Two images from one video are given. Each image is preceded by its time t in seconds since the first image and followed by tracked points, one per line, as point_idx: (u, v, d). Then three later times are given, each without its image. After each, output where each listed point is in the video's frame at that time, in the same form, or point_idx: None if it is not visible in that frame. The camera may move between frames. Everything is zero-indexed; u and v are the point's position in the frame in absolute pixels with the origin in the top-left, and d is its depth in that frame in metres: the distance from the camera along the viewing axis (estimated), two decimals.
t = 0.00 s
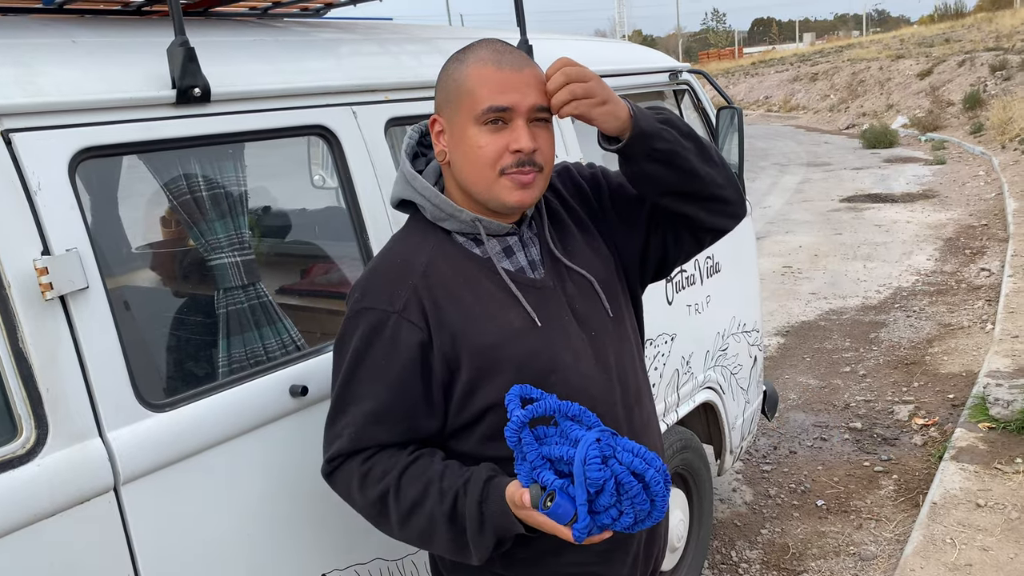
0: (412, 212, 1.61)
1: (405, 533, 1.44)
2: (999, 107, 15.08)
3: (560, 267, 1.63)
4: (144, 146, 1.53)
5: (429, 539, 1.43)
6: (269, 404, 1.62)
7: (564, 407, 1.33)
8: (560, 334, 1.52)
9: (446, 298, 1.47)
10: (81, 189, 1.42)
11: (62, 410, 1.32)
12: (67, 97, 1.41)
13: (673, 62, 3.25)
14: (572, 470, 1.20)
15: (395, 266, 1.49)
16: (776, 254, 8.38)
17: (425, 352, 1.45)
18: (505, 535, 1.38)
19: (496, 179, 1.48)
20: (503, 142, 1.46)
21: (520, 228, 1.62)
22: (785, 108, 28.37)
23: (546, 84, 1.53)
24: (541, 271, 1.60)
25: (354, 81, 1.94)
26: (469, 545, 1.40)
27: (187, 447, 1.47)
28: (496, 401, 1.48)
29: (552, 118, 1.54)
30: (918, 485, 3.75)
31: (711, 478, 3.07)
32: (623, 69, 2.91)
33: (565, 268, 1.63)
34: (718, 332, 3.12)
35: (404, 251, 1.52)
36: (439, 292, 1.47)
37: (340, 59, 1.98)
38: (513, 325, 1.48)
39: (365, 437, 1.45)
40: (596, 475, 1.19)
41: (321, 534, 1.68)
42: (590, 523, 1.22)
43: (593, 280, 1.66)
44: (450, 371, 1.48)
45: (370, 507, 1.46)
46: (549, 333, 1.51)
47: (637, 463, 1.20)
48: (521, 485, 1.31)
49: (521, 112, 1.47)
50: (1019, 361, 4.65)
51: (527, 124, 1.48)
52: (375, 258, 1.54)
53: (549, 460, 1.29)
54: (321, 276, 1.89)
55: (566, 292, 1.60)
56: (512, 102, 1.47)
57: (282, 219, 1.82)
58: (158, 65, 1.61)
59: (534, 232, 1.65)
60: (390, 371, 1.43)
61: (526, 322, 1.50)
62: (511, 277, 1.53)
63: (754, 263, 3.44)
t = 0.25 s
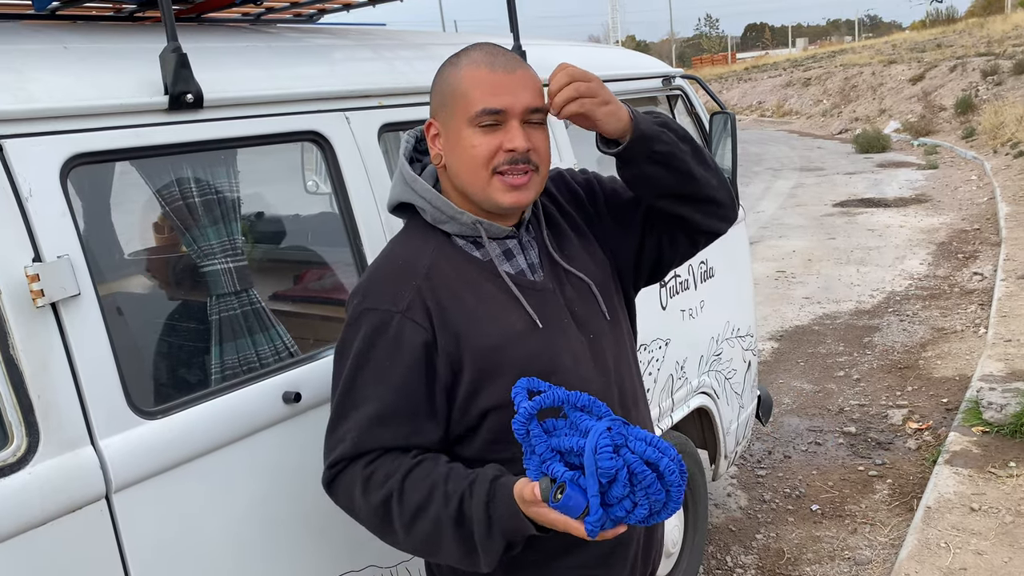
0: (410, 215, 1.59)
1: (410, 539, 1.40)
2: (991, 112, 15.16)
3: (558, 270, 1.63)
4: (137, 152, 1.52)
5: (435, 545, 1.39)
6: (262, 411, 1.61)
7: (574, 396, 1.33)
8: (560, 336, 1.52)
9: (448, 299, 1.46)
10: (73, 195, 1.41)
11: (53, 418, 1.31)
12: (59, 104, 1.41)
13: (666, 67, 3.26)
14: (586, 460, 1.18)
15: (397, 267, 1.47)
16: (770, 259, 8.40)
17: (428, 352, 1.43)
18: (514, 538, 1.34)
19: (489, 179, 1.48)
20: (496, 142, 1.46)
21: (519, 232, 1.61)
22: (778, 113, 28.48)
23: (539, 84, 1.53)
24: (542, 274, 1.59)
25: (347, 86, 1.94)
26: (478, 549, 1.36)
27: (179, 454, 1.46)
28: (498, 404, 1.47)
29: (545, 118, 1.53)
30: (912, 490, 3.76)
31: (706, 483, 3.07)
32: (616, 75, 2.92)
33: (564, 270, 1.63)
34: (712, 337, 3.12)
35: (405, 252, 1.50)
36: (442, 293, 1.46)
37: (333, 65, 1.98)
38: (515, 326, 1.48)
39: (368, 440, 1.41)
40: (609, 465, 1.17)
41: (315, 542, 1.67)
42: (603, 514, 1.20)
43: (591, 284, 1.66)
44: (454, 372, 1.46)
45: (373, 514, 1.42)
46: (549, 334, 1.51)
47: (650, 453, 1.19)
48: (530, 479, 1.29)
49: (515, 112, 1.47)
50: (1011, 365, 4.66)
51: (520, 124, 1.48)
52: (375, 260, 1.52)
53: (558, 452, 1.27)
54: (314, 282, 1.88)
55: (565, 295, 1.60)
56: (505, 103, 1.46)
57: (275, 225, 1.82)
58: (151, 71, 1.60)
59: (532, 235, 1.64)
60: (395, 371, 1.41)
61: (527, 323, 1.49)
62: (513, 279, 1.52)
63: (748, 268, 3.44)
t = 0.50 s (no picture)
0: (405, 218, 1.58)
1: (449, 526, 1.27)
2: (983, 116, 15.24)
3: (554, 271, 1.62)
4: (131, 155, 1.52)
5: (478, 527, 1.26)
6: (257, 415, 1.60)
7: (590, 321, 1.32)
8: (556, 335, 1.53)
9: (448, 297, 1.44)
10: (66, 199, 1.41)
11: (46, 423, 1.30)
12: (53, 107, 1.40)
13: (661, 71, 3.26)
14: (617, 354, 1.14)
15: (394, 267, 1.45)
16: (764, 262, 8.42)
17: (434, 347, 1.39)
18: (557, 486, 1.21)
19: (467, 178, 1.47)
20: (468, 141, 1.45)
21: (513, 233, 1.61)
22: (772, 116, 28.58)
23: (508, 78, 1.51)
24: (538, 275, 1.59)
25: (342, 90, 1.93)
26: (521, 511, 1.23)
27: (173, 459, 1.45)
28: (495, 405, 1.46)
29: (518, 111, 1.52)
30: (907, 492, 3.77)
31: (702, 486, 3.07)
32: (611, 79, 2.93)
33: (559, 270, 1.63)
34: (707, 340, 3.12)
35: (401, 253, 1.48)
36: (442, 291, 1.44)
37: (328, 68, 1.97)
38: (513, 326, 1.48)
39: (389, 437, 1.32)
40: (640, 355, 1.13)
41: (309, 547, 1.66)
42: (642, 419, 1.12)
43: (587, 285, 1.66)
44: (457, 373, 1.43)
45: (406, 511, 1.30)
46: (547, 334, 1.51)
47: (678, 346, 1.16)
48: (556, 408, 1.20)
49: (484, 109, 1.46)
50: (1005, 367, 4.68)
51: (491, 120, 1.47)
52: (369, 265, 1.49)
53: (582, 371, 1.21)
54: (309, 285, 1.89)
55: (561, 295, 1.60)
56: (472, 101, 1.45)
57: (268, 228, 1.80)
58: (145, 74, 1.60)
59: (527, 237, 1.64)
60: (406, 363, 1.35)
61: (525, 323, 1.49)
62: (509, 280, 1.52)
63: (743, 271, 3.45)
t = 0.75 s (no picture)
0: (405, 217, 1.58)
1: (415, 529, 1.22)
2: (976, 118, 15.31)
3: (553, 274, 1.63)
4: (127, 156, 1.51)
5: (443, 531, 1.21)
6: (254, 417, 1.60)
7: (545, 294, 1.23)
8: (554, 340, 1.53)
9: (446, 299, 1.44)
10: (62, 200, 1.40)
11: (42, 426, 1.30)
12: (48, 107, 1.39)
13: (657, 72, 3.27)
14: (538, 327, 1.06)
15: (393, 267, 1.45)
16: (759, 264, 8.44)
17: (430, 349, 1.38)
18: (510, 488, 1.13)
19: (467, 179, 1.47)
20: (467, 143, 1.45)
21: (514, 235, 1.62)
22: (766, 117, 28.64)
23: (506, 79, 1.51)
24: (537, 278, 1.60)
25: (339, 91, 1.93)
26: (477, 513, 1.16)
27: (170, 461, 1.44)
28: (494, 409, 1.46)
29: (516, 111, 1.52)
30: (903, 493, 3.78)
31: (697, 487, 3.07)
32: (607, 80, 2.93)
33: (560, 272, 1.64)
34: (703, 341, 3.13)
35: (401, 254, 1.48)
36: (441, 293, 1.44)
37: (324, 69, 1.97)
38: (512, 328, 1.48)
39: (367, 436, 1.30)
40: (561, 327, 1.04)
41: (306, 549, 1.66)
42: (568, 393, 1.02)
43: (588, 288, 1.67)
44: (455, 375, 1.43)
45: (378, 511, 1.27)
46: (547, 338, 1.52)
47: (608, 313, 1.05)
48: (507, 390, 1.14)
49: (482, 110, 1.46)
50: (999, 368, 4.70)
51: (489, 121, 1.46)
52: (368, 265, 1.49)
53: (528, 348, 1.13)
54: (305, 287, 1.89)
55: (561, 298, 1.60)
56: (471, 102, 1.45)
57: (265, 230, 1.81)
58: (141, 75, 1.59)
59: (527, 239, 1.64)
60: (397, 364, 1.33)
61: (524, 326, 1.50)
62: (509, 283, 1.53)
63: (738, 273, 3.45)
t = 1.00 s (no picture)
0: (407, 214, 1.57)
1: (398, 530, 1.24)
2: (971, 118, 15.36)
3: (555, 276, 1.62)
4: (124, 157, 1.51)
5: (427, 533, 1.22)
6: (251, 419, 1.59)
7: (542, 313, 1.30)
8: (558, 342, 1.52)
9: (449, 297, 1.43)
10: (58, 201, 1.39)
11: (39, 427, 1.29)
12: (44, 107, 1.39)
13: (654, 73, 3.27)
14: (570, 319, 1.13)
15: (397, 263, 1.44)
16: (755, 264, 8.46)
17: (430, 348, 1.38)
18: (505, 491, 1.14)
19: (472, 176, 1.47)
20: (473, 139, 1.45)
21: (518, 236, 1.61)
22: (761, 117, 28.68)
23: (515, 78, 1.51)
24: (540, 280, 1.60)
25: (337, 91, 1.93)
26: (467, 517, 1.17)
27: (167, 463, 1.44)
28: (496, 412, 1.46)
29: (524, 110, 1.52)
30: (899, 493, 3.79)
31: (695, 487, 3.07)
32: (604, 81, 2.93)
33: (562, 275, 1.63)
34: (700, 342, 3.13)
35: (404, 251, 1.47)
36: (444, 291, 1.44)
37: (322, 69, 1.96)
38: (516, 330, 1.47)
39: (356, 431, 1.31)
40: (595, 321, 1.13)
41: (303, 551, 1.65)
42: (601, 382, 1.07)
43: (591, 291, 1.66)
44: (456, 376, 1.43)
45: (363, 508, 1.28)
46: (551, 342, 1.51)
47: (630, 317, 1.16)
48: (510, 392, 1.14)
49: (490, 107, 1.45)
50: (995, 368, 4.71)
51: (496, 118, 1.46)
52: (371, 259, 1.49)
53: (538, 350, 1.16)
54: (302, 287, 1.88)
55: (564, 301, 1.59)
56: (478, 99, 1.45)
57: (262, 231, 1.80)
58: (138, 75, 1.59)
59: (529, 241, 1.63)
60: (395, 362, 1.34)
61: (527, 328, 1.49)
62: (513, 284, 1.52)
63: (735, 273, 3.46)
